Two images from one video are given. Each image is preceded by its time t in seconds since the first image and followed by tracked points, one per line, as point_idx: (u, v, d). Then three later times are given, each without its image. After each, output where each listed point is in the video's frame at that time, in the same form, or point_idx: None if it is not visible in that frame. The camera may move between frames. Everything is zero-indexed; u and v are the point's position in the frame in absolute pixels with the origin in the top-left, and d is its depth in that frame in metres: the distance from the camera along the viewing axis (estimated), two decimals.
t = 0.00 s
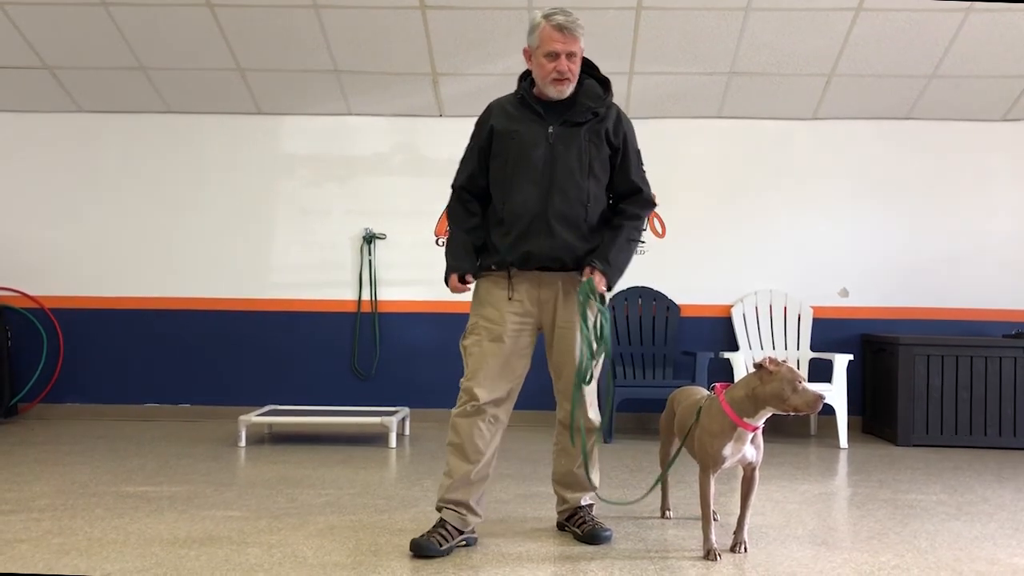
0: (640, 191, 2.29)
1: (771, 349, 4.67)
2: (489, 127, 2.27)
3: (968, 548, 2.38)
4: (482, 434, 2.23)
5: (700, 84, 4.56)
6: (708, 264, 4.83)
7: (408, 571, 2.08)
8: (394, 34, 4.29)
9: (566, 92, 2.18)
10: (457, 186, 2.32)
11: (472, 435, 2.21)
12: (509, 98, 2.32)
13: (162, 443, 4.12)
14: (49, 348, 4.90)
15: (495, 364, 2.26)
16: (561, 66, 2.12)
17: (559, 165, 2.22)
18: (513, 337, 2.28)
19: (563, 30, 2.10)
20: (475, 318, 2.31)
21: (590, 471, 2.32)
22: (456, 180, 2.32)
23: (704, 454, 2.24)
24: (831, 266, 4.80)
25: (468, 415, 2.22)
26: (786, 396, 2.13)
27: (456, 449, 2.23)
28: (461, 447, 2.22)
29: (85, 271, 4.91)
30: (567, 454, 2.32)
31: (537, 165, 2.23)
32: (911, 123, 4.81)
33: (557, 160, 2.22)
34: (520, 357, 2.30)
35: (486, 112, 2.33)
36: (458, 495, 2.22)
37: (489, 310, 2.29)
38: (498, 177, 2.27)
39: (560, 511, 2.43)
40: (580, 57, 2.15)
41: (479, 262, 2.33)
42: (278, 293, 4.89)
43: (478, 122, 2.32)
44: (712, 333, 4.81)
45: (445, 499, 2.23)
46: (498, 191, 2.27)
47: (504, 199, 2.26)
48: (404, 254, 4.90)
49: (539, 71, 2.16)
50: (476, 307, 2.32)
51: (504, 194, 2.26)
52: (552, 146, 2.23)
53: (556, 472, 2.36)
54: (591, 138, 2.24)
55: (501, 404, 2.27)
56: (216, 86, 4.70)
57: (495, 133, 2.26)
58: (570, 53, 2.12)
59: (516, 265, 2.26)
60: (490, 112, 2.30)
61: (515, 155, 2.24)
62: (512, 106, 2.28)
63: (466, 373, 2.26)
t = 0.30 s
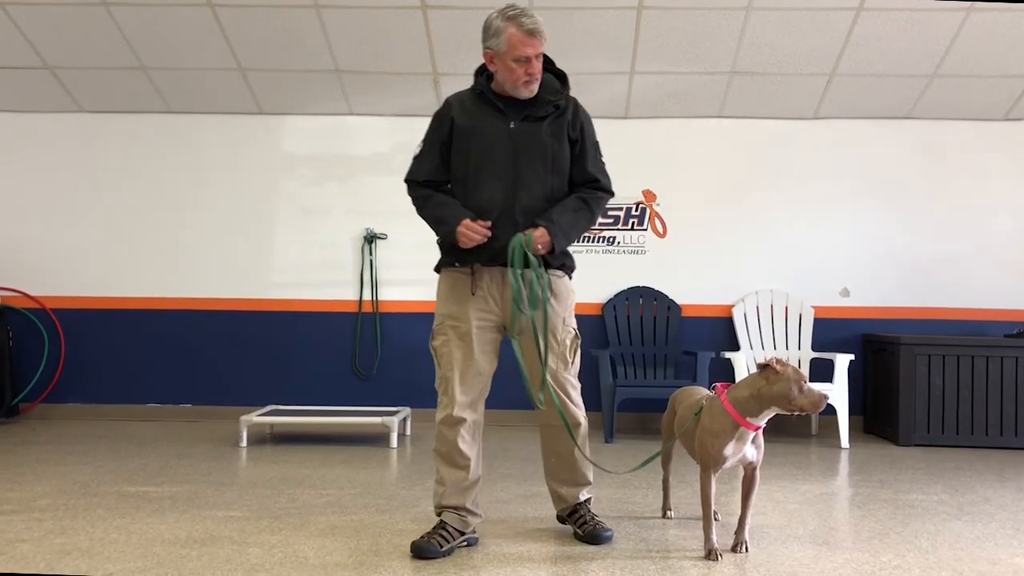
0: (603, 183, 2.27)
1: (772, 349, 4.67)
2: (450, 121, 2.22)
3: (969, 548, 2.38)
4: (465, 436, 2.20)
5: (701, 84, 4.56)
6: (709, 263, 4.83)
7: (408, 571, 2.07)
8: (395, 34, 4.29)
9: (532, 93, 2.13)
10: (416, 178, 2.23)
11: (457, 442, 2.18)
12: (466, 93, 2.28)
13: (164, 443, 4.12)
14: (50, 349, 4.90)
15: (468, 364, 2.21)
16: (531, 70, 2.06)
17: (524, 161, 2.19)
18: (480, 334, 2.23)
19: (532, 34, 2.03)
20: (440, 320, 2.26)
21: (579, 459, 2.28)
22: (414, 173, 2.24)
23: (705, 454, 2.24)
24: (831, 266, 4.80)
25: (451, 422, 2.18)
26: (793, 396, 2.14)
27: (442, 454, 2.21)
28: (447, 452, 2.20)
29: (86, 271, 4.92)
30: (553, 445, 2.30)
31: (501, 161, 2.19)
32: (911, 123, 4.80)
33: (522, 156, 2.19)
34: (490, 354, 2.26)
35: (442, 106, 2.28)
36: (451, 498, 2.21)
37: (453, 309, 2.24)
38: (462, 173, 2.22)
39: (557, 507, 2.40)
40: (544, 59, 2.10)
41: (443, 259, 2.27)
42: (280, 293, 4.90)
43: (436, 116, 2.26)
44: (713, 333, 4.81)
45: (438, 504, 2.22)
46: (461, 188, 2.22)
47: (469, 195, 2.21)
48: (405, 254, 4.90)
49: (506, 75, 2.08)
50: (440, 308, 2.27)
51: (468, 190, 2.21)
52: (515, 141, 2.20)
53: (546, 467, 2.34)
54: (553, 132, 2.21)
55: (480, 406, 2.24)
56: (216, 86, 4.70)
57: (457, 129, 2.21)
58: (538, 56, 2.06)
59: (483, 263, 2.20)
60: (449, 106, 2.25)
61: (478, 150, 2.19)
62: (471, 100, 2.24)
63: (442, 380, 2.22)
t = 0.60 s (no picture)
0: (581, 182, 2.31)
1: (775, 352, 4.67)
2: (429, 123, 2.18)
3: (971, 550, 2.38)
4: (460, 438, 2.20)
5: (702, 87, 4.57)
6: (711, 266, 4.84)
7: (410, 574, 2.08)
8: (397, 39, 4.31)
9: (513, 94, 2.13)
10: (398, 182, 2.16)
11: (453, 445, 2.18)
12: (439, 91, 2.24)
13: (166, 446, 4.13)
14: (54, 352, 4.90)
15: (459, 369, 2.20)
16: (514, 73, 2.06)
17: (507, 164, 2.20)
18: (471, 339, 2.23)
19: (519, 38, 2.01)
20: (429, 327, 2.23)
21: (558, 453, 2.22)
22: (393, 176, 2.17)
23: (708, 457, 2.24)
24: (834, 268, 4.80)
25: (446, 425, 2.18)
26: (796, 399, 2.13)
27: (438, 458, 2.21)
28: (443, 457, 2.20)
29: (88, 274, 4.93)
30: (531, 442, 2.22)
31: (486, 165, 2.18)
32: (913, 125, 4.81)
33: (505, 160, 2.20)
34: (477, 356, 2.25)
35: (416, 105, 2.22)
36: (451, 501, 2.21)
37: (441, 317, 2.21)
38: (445, 176, 2.19)
39: (529, 513, 2.30)
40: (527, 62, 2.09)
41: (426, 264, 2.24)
42: (282, 296, 4.90)
43: (412, 117, 2.20)
44: (715, 336, 4.81)
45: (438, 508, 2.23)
46: (447, 193, 2.19)
47: (455, 201, 2.18)
48: (408, 257, 4.91)
49: (488, 77, 2.07)
50: (427, 314, 2.24)
51: (452, 194, 2.19)
52: (497, 144, 2.20)
53: (525, 470, 2.27)
54: (533, 134, 2.23)
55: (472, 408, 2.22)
56: (218, 90, 4.71)
57: (439, 134, 2.17)
58: (522, 60, 2.05)
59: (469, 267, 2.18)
60: (424, 106, 2.21)
61: (461, 154, 2.17)
62: (449, 103, 2.20)
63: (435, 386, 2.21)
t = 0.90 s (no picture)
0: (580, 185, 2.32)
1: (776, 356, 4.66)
2: (432, 127, 2.17)
3: (974, 555, 2.37)
4: (462, 444, 2.20)
5: (703, 91, 4.57)
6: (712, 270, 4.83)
7: None
8: (399, 43, 4.32)
9: (515, 98, 2.15)
10: (400, 187, 2.15)
11: (455, 450, 2.18)
12: (438, 94, 2.23)
13: (167, 450, 4.13)
14: (56, 356, 4.91)
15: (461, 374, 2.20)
16: (518, 79, 2.07)
17: (509, 168, 2.20)
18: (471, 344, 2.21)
19: (524, 45, 2.03)
20: (429, 333, 2.23)
21: (525, 460, 2.21)
22: (395, 181, 2.16)
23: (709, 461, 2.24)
24: (835, 272, 4.80)
25: (446, 430, 2.18)
26: (796, 403, 2.13)
27: (438, 463, 2.21)
28: (444, 462, 2.20)
29: (90, 278, 4.94)
30: (505, 448, 2.21)
31: (488, 169, 2.18)
32: (915, 129, 4.80)
33: (506, 163, 2.20)
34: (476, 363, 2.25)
35: (416, 108, 2.21)
36: (453, 505, 2.22)
37: (441, 322, 2.21)
38: (447, 182, 2.18)
39: (499, 533, 2.25)
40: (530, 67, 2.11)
41: (426, 268, 2.23)
42: (284, 300, 4.91)
43: (413, 120, 2.19)
44: (716, 340, 4.80)
45: (440, 513, 2.23)
46: (450, 199, 2.19)
47: (458, 207, 2.18)
48: (409, 261, 4.91)
49: (492, 81, 2.08)
50: (428, 320, 2.24)
51: (454, 199, 2.19)
52: (498, 148, 2.20)
53: (495, 483, 2.22)
54: (534, 138, 2.23)
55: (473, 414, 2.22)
56: (220, 94, 4.72)
57: (441, 139, 2.17)
58: (526, 66, 2.07)
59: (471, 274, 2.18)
60: (425, 110, 2.20)
61: (464, 159, 2.17)
62: (449, 107, 2.20)
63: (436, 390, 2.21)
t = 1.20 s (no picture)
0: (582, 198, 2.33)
1: (776, 357, 4.66)
2: (440, 132, 2.16)
3: (975, 557, 2.37)
4: (460, 444, 2.20)
5: (704, 93, 4.57)
6: (713, 272, 4.83)
7: None
8: (399, 45, 4.32)
9: (527, 112, 2.13)
10: (405, 190, 2.14)
11: (453, 450, 2.18)
12: (449, 95, 2.21)
13: (167, 451, 4.12)
14: (56, 357, 4.91)
15: (456, 376, 2.20)
16: (531, 93, 2.05)
17: (513, 178, 2.20)
18: (465, 348, 2.22)
19: (539, 60, 2.00)
20: (423, 334, 2.23)
21: (524, 460, 2.21)
22: (400, 183, 2.15)
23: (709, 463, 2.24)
24: (835, 274, 4.80)
25: (444, 431, 2.18)
26: (796, 405, 2.13)
27: (437, 464, 2.21)
28: (442, 463, 2.20)
29: (90, 280, 4.93)
30: (503, 448, 2.21)
31: (493, 178, 2.18)
32: (915, 130, 4.81)
33: (511, 173, 2.20)
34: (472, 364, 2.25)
35: (426, 109, 2.19)
36: (454, 507, 2.22)
37: (435, 324, 2.21)
38: (452, 187, 2.18)
39: (500, 534, 2.24)
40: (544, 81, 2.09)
41: (425, 271, 2.23)
42: (283, 301, 4.91)
43: (421, 122, 2.17)
44: (717, 342, 4.80)
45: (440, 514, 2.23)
46: (453, 206, 2.19)
47: (460, 215, 2.18)
48: (408, 263, 4.91)
49: (504, 94, 2.06)
50: (423, 322, 2.24)
51: (457, 206, 2.18)
52: (505, 158, 2.19)
53: (494, 484, 2.22)
54: (540, 149, 2.23)
55: (471, 415, 2.22)
56: (220, 96, 4.72)
57: (449, 145, 2.15)
58: (540, 81, 2.05)
59: (471, 281, 2.18)
60: (434, 112, 2.18)
61: (470, 166, 2.17)
62: (459, 111, 2.19)
63: (431, 392, 2.21)
